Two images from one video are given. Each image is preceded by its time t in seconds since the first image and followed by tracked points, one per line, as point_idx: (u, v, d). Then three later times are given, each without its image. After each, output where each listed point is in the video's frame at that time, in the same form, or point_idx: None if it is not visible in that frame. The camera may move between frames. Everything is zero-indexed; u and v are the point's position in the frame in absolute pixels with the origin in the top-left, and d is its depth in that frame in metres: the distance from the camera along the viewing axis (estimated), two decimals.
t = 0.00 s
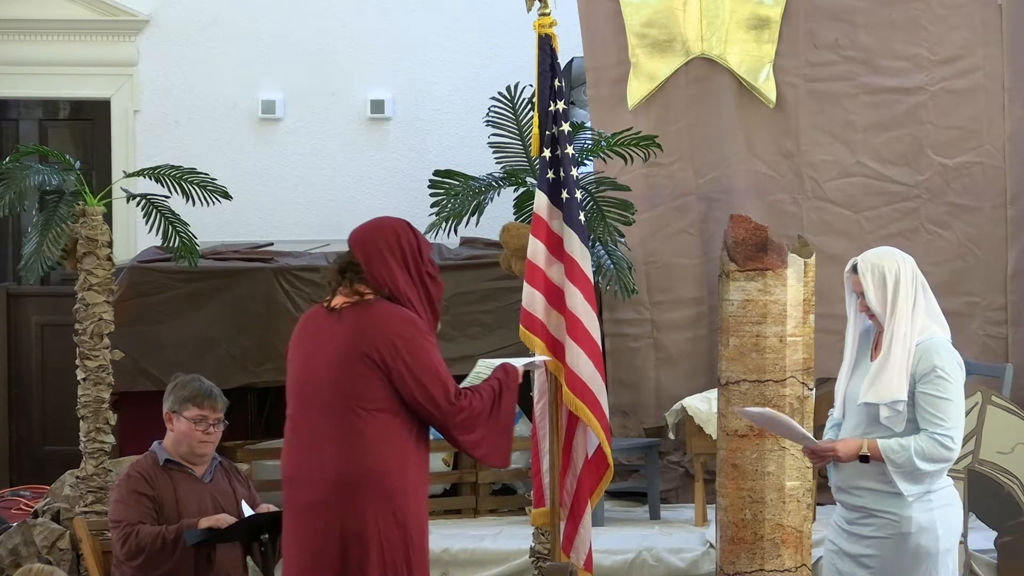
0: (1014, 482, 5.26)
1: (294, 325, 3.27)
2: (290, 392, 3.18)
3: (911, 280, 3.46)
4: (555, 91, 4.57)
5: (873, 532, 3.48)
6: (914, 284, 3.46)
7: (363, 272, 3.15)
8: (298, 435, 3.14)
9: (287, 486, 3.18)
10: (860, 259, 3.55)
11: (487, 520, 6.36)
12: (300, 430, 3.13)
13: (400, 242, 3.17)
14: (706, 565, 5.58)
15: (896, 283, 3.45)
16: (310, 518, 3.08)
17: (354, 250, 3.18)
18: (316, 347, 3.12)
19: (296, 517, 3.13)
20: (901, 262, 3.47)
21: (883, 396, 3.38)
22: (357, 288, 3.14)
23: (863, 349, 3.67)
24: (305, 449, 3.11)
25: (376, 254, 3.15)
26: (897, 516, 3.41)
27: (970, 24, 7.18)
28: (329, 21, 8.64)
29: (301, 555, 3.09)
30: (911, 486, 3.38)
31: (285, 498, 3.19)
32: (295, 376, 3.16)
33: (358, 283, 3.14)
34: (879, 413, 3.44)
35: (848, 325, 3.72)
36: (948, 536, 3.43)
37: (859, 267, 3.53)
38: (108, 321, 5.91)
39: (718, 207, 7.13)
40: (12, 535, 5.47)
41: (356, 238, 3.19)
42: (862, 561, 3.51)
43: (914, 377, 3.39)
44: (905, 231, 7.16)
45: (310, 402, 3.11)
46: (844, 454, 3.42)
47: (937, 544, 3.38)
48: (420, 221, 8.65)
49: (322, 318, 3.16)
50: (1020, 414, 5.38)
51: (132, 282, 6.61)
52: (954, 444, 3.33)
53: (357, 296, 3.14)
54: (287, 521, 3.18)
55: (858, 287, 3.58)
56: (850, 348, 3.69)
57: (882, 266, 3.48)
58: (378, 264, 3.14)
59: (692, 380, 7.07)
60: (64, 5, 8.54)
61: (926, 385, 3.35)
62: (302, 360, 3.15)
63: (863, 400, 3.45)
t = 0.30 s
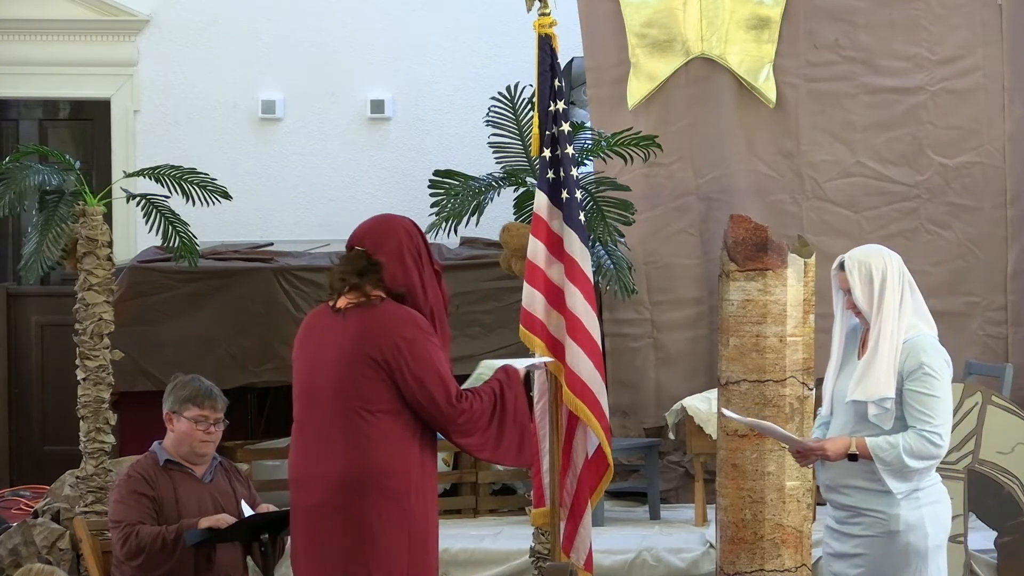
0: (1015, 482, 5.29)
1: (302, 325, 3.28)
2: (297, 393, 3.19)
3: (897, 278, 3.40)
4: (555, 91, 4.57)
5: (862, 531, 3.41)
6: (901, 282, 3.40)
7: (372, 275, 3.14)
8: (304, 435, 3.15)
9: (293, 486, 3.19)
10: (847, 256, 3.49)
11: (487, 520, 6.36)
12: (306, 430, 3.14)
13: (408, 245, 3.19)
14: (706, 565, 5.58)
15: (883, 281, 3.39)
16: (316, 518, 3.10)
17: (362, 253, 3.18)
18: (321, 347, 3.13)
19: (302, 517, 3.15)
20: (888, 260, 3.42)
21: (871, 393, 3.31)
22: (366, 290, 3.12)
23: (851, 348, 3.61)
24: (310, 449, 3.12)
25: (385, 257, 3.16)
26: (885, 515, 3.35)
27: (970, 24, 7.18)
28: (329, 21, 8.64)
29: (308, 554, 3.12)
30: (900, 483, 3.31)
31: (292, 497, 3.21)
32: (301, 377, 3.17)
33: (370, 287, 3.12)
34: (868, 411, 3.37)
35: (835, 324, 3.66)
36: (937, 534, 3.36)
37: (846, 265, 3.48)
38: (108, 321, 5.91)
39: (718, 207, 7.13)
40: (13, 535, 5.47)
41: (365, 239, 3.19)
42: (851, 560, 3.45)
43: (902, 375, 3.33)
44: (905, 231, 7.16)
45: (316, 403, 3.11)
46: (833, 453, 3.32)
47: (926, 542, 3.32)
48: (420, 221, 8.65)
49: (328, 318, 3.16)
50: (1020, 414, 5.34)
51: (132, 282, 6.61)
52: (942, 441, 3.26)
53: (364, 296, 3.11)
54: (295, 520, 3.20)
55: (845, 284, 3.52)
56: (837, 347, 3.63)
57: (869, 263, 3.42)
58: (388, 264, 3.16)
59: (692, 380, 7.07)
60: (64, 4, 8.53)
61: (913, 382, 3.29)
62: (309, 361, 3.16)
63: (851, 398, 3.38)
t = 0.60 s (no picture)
0: (1014, 482, 5.26)
1: (291, 322, 3.20)
2: (292, 391, 3.12)
3: (889, 277, 3.39)
4: (555, 91, 4.57)
5: (856, 530, 3.41)
6: (892, 282, 3.39)
7: (380, 276, 3.15)
8: (303, 435, 3.09)
9: (288, 487, 3.12)
10: (839, 255, 3.49)
11: (487, 520, 6.36)
12: (306, 430, 3.08)
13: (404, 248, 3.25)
14: (706, 565, 5.58)
15: (874, 280, 3.39)
16: (319, 519, 3.06)
17: (364, 254, 3.17)
18: (326, 345, 3.08)
19: (302, 518, 3.09)
20: (881, 258, 3.40)
21: (863, 393, 3.30)
22: (377, 292, 3.13)
23: (842, 347, 3.60)
24: (312, 450, 3.06)
25: (389, 259, 3.19)
26: (879, 513, 3.35)
27: (970, 24, 7.18)
28: (329, 21, 8.64)
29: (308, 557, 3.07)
30: (892, 481, 3.31)
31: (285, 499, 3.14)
32: (299, 375, 3.10)
33: (381, 290, 3.14)
34: (860, 410, 3.37)
35: (827, 323, 3.65)
36: (931, 531, 3.36)
37: (837, 263, 3.47)
38: (108, 321, 5.91)
39: (718, 207, 7.13)
40: (12, 535, 5.47)
41: (365, 240, 3.17)
42: (847, 560, 3.44)
43: (894, 374, 3.32)
44: (905, 231, 7.16)
45: (320, 401, 3.07)
46: (825, 452, 3.33)
47: (920, 539, 3.32)
48: (420, 221, 8.64)
49: (330, 315, 3.12)
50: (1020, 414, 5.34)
51: (132, 282, 6.61)
52: (934, 440, 3.26)
53: (376, 298, 3.12)
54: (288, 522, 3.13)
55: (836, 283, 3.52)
56: (828, 346, 3.63)
57: (861, 262, 3.41)
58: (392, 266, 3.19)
59: (692, 380, 7.07)
60: (64, 5, 8.54)
61: (906, 382, 3.28)
62: (308, 359, 3.10)
63: (843, 398, 3.37)
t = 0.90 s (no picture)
0: (1015, 482, 5.27)
1: (276, 324, 3.19)
2: (288, 389, 3.10)
3: (882, 277, 3.39)
4: (555, 91, 4.58)
5: (852, 529, 3.40)
6: (885, 281, 3.40)
7: (351, 271, 3.25)
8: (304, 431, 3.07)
9: (283, 488, 3.06)
10: (832, 254, 3.48)
11: (487, 520, 6.36)
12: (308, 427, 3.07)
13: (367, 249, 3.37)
14: (706, 565, 5.59)
15: (867, 280, 3.39)
16: (323, 516, 3.04)
17: (332, 254, 3.27)
18: (328, 342, 3.14)
19: (303, 517, 3.05)
20: (873, 258, 3.42)
21: (857, 393, 3.30)
22: (357, 288, 3.24)
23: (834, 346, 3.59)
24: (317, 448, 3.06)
25: (357, 257, 3.30)
26: (874, 511, 3.34)
27: (971, 24, 7.18)
28: (329, 21, 8.64)
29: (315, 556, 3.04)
30: (888, 481, 3.31)
31: (279, 500, 3.07)
32: (298, 372, 3.10)
33: (359, 285, 3.25)
34: (854, 410, 3.36)
35: (818, 322, 3.64)
36: (925, 529, 3.37)
37: (830, 263, 3.47)
38: (108, 321, 5.91)
39: (718, 207, 7.13)
40: (13, 535, 5.47)
41: (334, 242, 3.27)
42: (843, 559, 3.43)
43: (887, 373, 3.32)
44: (905, 231, 7.16)
45: (325, 396, 3.09)
46: (820, 456, 3.34)
47: (915, 537, 3.32)
48: (420, 221, 8.64)
49: (326, 315, 3.19)
50: (1020, 414, 5.25)
51: (132, 282, 6.61)
52: (929, 438, 3.26)
53: (360, 294, 3.24)
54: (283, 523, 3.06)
55: (829, 282, 3.51)
56: (820, 345, 3.62)
57: (854, 262, 3.42)
58: (362, 264, 3.31)
59: (692, 380, 7.07)
60: (64, 5, 8.54)
61: (899, 381, 3.28)
62: (310, 357, 3.12)
63: (837, 397, 3.37)
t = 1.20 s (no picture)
0: (1015, 482, 5.28)
1: (266, 325, 3.19)
2: (283, 389, 3.09)
3: (879, 276, 3.38)
4: (555, 91, 4.57)
5: (848, 527, 3.40)
6: (882, 281, 3.39)
7: (330, 269, 3.24)
8: (300, 430, 3.07)
9: (280, 487, 3.06)
10: (828, 254, 3.48)
11: (487, 520, 6.37)
12: (304, 426, 3.07)
13: (349, 246, 3.35)
14: (706, 565, 5.59)
15: (864, 280, 3.38)
16: (323, 515, 3.04)
17: (313, 255, 3.27)
18: (320, 340, 3.15)
19: (303, 516, 3.04)
20: (869, 259, 3.40)
21: (856, 392, 3.29)
22: (339, 285, 3.24)
23: (829, 346, 3.58)
24: (314, 446, 3.06)
25: (337, 254, 3.29)
26: (872, 509, 3.34)
27: (971, 24, 7.18)
28: (329, 21, 8.64)
29: (316, 554, 3.03)
30: (886, 480, 3.30)
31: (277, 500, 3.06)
32: (292, 371, 3.10)
33: (341, 282, 3.24)
34: (852, 409, 3.36)
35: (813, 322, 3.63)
36: (921, 528, 3.37)
37: (827, 263, 3.45)
38: (108, 321, 5.91)
39: (718, 207, 7.13)
40: (13, 535, 5.48)
41: (313, 243, 3.27)
42: (839, 558, 3.43)
43: (885, 372, 3.32)
44: (905, 231, 7.16)
45: (320, 394, 3.10)
46: (819, 458, 3.33)
47: (912, 536, 3.33)
48: (420, 221, 8.64)
49: (316, 314, 3.19)
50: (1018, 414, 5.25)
51: (132, 282, 6.60)
52: (927, 437, 3.26)
53: (345, 292, 3.25)
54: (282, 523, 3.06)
55: (825, 282, 3.50)
56: (816, 345, 3.61)
57: (851, 262, 3.41)
58: (343, 262, 3.30)
59: (692, 380, 7.07)
60: (64, 4, 8.53)
61: (897, 380, 3.29)
62: (303, 355, 3.12)
63: (836, 396, 3.36)
